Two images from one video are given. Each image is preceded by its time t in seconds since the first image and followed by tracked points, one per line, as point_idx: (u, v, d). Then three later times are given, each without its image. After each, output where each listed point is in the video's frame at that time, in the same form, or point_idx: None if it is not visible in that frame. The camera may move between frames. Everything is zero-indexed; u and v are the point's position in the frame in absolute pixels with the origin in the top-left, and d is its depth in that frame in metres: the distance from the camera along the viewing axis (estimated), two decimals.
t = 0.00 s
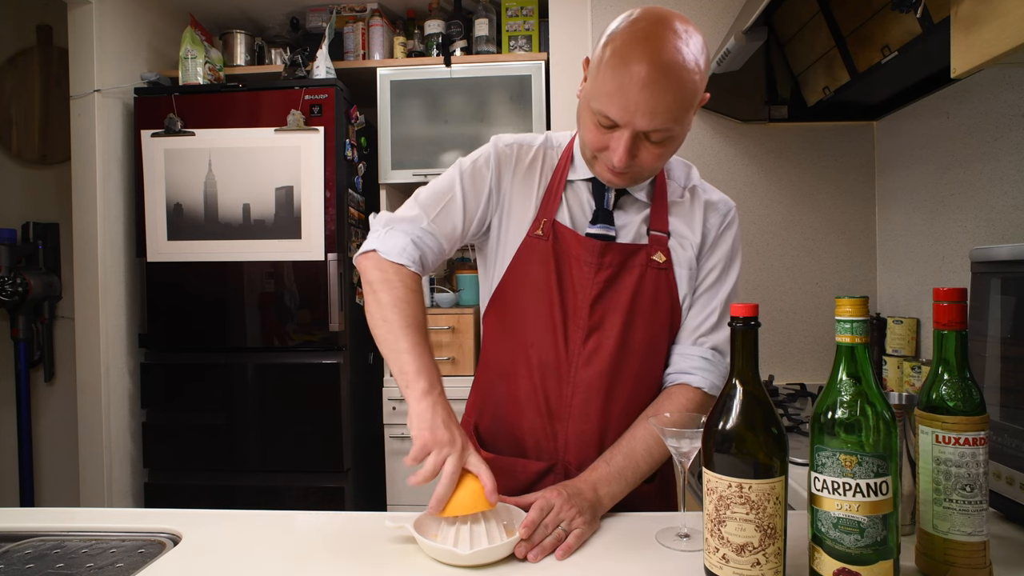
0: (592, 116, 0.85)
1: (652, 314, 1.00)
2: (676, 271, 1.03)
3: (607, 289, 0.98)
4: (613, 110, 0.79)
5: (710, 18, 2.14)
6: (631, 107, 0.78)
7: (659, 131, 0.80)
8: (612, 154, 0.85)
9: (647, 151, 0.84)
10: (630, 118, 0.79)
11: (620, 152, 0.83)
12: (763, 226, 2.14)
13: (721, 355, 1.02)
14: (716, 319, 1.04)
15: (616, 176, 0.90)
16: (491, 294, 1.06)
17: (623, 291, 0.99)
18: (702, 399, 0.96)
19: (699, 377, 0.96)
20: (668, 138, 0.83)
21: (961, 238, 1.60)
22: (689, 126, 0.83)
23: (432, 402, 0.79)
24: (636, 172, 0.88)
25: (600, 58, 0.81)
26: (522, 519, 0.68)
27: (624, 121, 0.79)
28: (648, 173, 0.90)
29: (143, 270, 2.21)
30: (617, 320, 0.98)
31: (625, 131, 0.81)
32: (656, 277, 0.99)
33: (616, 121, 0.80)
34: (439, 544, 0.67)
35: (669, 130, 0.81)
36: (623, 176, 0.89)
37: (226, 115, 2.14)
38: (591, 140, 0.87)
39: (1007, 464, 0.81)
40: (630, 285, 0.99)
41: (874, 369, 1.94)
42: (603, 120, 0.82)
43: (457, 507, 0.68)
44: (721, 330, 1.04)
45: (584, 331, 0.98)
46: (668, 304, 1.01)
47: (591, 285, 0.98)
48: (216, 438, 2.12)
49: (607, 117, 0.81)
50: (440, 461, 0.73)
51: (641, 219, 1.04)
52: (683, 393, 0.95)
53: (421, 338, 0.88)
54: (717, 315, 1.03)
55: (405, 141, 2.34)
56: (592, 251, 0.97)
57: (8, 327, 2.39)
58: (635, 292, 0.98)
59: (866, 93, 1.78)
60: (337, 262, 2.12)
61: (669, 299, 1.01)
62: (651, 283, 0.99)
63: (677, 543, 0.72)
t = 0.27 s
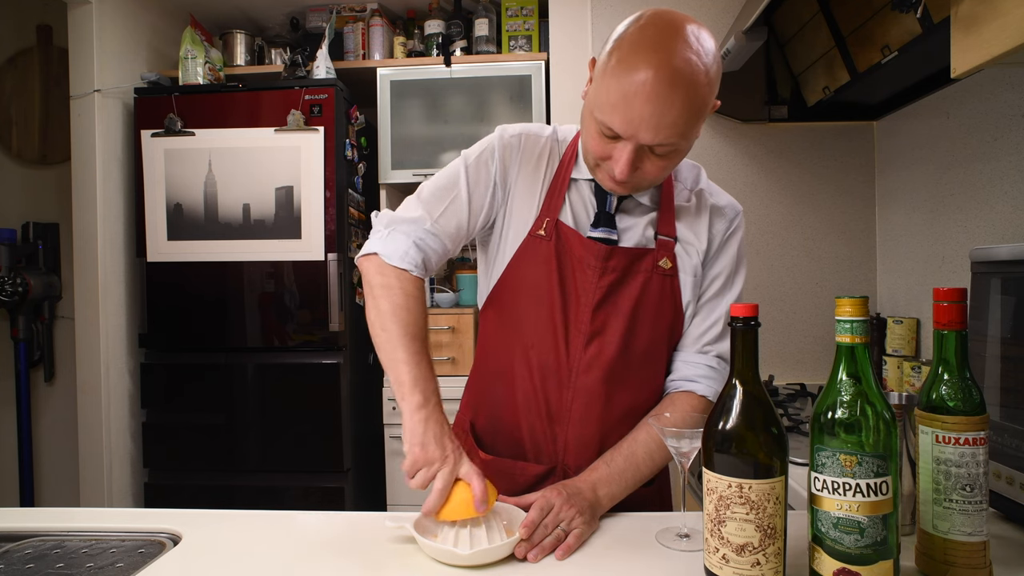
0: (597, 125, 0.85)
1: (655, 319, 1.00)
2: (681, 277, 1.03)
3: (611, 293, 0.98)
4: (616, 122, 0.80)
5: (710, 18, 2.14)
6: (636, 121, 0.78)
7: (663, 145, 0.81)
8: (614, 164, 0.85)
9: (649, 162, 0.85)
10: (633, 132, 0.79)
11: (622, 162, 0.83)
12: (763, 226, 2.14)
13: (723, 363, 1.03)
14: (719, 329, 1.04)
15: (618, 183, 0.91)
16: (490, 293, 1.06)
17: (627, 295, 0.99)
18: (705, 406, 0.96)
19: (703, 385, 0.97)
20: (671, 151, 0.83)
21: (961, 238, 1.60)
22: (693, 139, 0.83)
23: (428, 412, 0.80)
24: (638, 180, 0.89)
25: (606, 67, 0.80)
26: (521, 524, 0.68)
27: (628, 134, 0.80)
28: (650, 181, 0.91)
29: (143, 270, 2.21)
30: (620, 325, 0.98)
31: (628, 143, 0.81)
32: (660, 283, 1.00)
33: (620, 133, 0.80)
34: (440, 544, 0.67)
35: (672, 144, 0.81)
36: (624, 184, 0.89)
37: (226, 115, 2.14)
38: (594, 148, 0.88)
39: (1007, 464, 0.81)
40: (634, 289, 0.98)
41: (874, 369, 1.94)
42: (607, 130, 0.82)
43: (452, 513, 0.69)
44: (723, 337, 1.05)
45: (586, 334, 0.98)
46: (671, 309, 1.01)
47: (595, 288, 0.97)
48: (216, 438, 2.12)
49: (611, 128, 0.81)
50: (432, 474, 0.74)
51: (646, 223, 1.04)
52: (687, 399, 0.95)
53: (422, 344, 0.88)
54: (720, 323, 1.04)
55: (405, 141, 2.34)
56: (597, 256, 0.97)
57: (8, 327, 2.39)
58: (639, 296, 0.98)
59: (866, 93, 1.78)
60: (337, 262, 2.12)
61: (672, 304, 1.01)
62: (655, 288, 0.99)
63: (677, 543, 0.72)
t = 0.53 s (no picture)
0: (597, 128, 0.85)
1: (655, 319, 1.00)
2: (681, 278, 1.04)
3: (611, 294, 0.98)
4: (616, 126, 0.79)
5: (710, 18, 2.14)
6: (636, 125, 0.78)
7: (663, 148, 0.81)
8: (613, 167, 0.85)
9: (648, 165, 0.85)
10: (632, 135, 0.79)
11: (621, 166, 0.83)
12: (763, 226, 2.14)
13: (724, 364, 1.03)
14: (719, 330, 1.04)
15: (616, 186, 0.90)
16: (490, 292, 1.06)
17: (627, 295, 0.99)
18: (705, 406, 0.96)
19: (703, 386, 0.97)
20: (671, 154, 0.83)
21: (961, 238, 1.60)
22: (692, 142, 0.83)
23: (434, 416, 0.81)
24: (637, 184, 0.89)
25: (606, 70, 0.80)
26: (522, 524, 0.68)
27: (627, 137, 0.80)
28: (649, 185, 0.91)
29: (143, 270, 2.21)
30: (620, 326, 0.98)
31: (628, 146, 0.81)
32: (660, 284, 1.00)
33: (620, 137, 0.80)
34: (442, 545, 0.67)
35: (672, 148, 0.81)
36: (623, 188, 0.89)
37: (226, 115, 2.14)
38: (593, 151, 0.88)
39: (1007, 464, 0.81)
40: (634, 290, 0.98)
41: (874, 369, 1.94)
42: (606, 133, 0.82)
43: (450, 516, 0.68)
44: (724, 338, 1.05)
45: (585, 335, 0.98)
46: (671, 309, 1.01)
47: (595, 289, 0.97)
48: (216, 438, 2.12)
49: (610, 130, 0.81)
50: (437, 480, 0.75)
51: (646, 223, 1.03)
52: (687, 399, 0.95)
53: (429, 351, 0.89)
54: (721, 324, 1.04)
55: (405, 141, 2.34)
56: (597, 256, 0.97)
57: (8, 327, 2.39)
58: (639, 297, 0.98)
59: (866, 93, 1.78)
60: (337, 262, 2.12)
61: (672, 304, 1.01)
62: (655, 288, 0.99)
63: (677, 543, 0.72)
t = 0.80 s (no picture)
0: (593, 118, 0.85)
1: (652, 314, 1.00)
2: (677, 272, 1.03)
3: (607, 289, 0.98)
4: (612, 114, 0.79)
5: (710, 18, 2.14)
6: (632, 112, 0.78)
7: (659, 136, 0.81)
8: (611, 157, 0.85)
9: (646, 155, 0.85)
10: (629, 123, 0.79)
11: (619, 155, 0.83)
12: (762, 226, 2.14)
13: (722, 357, 1.02)
14: (717, 324, 1.04)
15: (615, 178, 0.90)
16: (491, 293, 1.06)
17: (622, 290, 0.99)
18: (702, 400, 0.95)
19: (701, 378, 0.96)
20: (668, 143, 0.83)
21: (961, 238, 1.60)
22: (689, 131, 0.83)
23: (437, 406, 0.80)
24: (635, 174, 0.89)
25: (601, 60, 0.81)
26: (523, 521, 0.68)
27: (624, 126, 0.79)
28: (647, 176, 0.91)
29: (143, 270, 2.21)
30: (616, 321, 0.97)
31: (625, 135, 0.81)
32: (655, 276, 0.99)
33: (617, 126, 0.80)
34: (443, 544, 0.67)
35: (668, 135, 0.81)
36: (621, 179, 0.89)
37: (226, 115, 2.14)
38: (591, 142, 0.88)
39: (1007, 464, 0.81)
40: (629, 284, 0.98)
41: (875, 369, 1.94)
42: (603, 123, 0.82)
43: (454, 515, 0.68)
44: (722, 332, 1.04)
45: (582, 331, 0.98)
46: (667, 303, 1.01)
47: (590, 284, 0.97)
48: (216, 438, 2.12)
49: (607, 120, 0.81)
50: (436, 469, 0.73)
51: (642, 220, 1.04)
52: (685, 393, 0.95)
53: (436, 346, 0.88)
54: (718, 318, 1.04)
55: (405, 141, 2.34)
56: (591, 251, 0.97)
57: (8, 327, 2.39)
58: (635, 292, 0.98)
59: (866, 93, 1.77)
60: (337, 262, 2.12)
61: (668, 298, 1.01)
62: (651, 283, 0.99)
63: (677, 543, 0.72)
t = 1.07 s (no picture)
0: (594, 113, 0.85)
1: (652, 313, 0.99)
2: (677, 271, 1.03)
3: (607, 289, 0.98)
4: (614, 106, 0.79)
5: (710, 18, 2.14)
6: (634, 104, 0.78)
7: (660, 129, 0.81)
8: (613, 152, 0.85)
9: (647, 149, 0.85)
10: (631, 116, 0.79)
11: (621, 148, 0.83)
12: (762, 226, 2.14)
13: (721, 355, 1.02)
14: (716, 320, 1.04)
15: (616, 174, 0.90)
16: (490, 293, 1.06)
17: (622, 291, 0.99)
18: (702, 398, 0.95)
19: (700, 375, 0.96)
20: (669, 136, 0.83)
21: (961, 238, 1.60)
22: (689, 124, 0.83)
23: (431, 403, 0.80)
24: (636, 170, 0.89)
25: (600, 54, 0.81)
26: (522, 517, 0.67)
27: (626, 118, 0.79)
28: (647, 171, 0.90)
29: (143, 270, 2.21)
30: (616, 321, 0.97)
31: (627, 128, 0.81)
32: (655, 275, 0.99)
33: (619, 119, 0.80)
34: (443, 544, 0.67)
35: (670, 128, 0.81)
36: (622, 174, 0.89)
37: (226, 115, 2.14)
38: (591, 138, 0.88)
39: (1007, 464, 0.81)
40: (629, 284, 0.98)
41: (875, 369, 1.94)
42: (604, 116, 0.82)
43: (454, 517, 0.67)
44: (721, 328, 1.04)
45: (582, 331, 0.98)
46: (666, 302, 1.01)
47: (590, 284, 0.97)
48: (216, 438, 2.12)
49: (608, 113, 0.81)
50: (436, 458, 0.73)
51: (640, 219, 1.04)
52: (684, 391, 0.95)
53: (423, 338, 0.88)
54: (717, 315, 1.04)
55: (405, 141, 2.34)
56: (591, 251, 0.97)
57: (8, 327, 2.39)
58: (635, 291, 0.98)
59: (866, 93, 1.78)
60: (337, 262, 2.12)
61: (668, 297, 1.01)
62: (650, 282, 0.99)
63: (677, 543, 0.72)
